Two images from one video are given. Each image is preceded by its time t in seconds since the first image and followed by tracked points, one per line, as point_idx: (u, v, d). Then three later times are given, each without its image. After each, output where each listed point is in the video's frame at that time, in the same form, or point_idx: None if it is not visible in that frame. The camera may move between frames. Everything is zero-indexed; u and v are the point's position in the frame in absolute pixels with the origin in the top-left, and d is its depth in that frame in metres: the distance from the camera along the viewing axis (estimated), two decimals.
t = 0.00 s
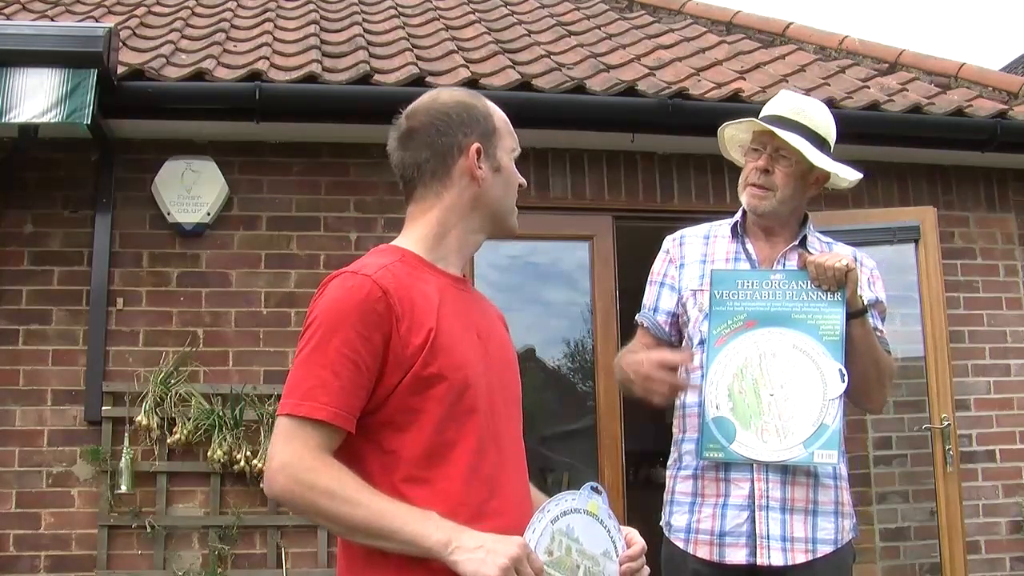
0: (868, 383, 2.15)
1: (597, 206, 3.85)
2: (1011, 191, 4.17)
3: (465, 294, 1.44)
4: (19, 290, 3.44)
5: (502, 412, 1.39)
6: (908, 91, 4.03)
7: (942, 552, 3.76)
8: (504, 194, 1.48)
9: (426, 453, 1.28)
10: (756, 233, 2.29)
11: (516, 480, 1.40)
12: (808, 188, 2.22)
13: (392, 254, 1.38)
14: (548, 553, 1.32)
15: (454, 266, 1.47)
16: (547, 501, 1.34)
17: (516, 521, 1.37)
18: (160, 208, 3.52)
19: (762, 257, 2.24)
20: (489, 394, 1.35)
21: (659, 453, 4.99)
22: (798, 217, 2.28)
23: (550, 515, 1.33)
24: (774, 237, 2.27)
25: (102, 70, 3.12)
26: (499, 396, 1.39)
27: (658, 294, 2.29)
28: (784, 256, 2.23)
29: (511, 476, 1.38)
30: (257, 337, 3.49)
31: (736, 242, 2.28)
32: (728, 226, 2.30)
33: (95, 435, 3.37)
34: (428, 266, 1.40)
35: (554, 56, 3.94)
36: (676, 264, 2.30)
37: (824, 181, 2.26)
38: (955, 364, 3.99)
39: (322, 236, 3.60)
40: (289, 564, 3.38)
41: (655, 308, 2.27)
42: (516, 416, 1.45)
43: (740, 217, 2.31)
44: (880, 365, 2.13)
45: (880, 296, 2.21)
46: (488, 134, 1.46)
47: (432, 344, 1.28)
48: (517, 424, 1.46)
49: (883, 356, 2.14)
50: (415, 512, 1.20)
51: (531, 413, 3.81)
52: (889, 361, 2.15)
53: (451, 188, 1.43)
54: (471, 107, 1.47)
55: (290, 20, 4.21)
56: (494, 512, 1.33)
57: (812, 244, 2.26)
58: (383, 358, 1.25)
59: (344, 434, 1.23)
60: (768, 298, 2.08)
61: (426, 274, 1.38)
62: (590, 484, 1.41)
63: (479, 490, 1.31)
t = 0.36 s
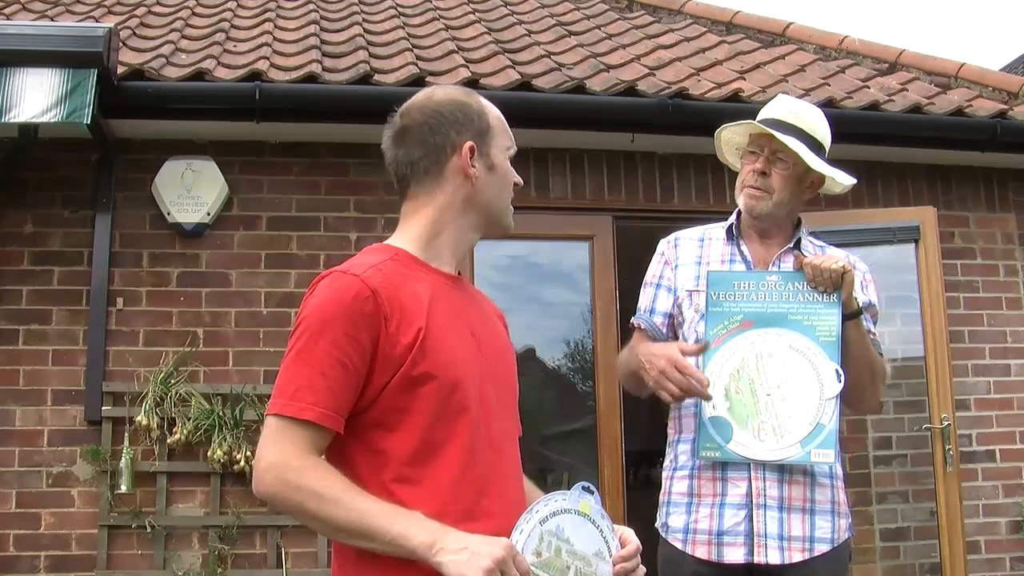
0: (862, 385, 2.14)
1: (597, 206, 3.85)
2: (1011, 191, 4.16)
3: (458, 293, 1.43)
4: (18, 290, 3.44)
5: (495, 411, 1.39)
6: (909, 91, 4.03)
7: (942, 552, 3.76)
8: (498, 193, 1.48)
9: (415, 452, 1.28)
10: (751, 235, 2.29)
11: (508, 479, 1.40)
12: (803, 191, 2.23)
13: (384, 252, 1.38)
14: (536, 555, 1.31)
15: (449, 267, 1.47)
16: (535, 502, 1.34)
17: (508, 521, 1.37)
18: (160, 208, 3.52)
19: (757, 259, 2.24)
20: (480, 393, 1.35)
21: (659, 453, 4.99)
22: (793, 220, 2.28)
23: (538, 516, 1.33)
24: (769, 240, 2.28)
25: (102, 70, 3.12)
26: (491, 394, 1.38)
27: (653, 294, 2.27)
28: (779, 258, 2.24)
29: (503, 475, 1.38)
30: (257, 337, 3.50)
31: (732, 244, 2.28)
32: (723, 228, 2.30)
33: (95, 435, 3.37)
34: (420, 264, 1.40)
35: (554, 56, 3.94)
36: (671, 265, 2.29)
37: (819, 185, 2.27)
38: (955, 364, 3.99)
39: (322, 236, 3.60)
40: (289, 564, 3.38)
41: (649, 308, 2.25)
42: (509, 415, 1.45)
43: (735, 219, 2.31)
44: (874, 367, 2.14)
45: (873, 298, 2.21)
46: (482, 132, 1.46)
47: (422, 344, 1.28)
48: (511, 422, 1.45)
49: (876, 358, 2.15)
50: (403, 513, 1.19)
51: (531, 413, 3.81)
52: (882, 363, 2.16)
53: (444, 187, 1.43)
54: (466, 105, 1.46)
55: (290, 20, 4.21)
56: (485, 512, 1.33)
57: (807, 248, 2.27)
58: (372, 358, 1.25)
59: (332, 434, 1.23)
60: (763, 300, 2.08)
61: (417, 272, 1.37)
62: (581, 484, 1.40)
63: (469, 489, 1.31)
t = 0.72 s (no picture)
0: (861, 385, 2.14)
1: (597, 206, 3.85)
2: (1010, 191, 4.17)
3: (457, 291, 1.44)
4: (18, 290, 3.44)
5: (493, 410, 1.39)
6: (908, 91, 4.03)
7: (942, 552, 3.76)
8: (495, 192, 1.47)
9: (414, 451, 1.28)
10: (748, 237, 2.29)
11: (507, 479, 1.40)
12: (799, 191, 2.23)
13: (383, 251, 1.38)
14: (535, 552, 1.30)
15: (447, 268, 1.47)
16: (533, 499, 1.33)
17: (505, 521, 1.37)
18: (160, 208, 3.52)
19: (755, 260, 2.24)
20: (479, 392, 1.35)
21: (659, 453, 4.99)
22: (789, 221, 2.29)
23: (537, 513, 1.32)
24: (765, 241, 2.28)
25: (102, 70, 3.12)
26: (490, 393, 1.39)
27: (652, 296, 2.27)
28: (776, 260, 2.24)
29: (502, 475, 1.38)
30: (257, 337, 3.50)
31: (729, 246, 2.28)
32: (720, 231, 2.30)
33: (95, 434, 3.37)
34: (419, 263, 1.40)
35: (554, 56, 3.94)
36: (669, 267, 2.29)
37: (814, 186, 2.28)
38: (955, 364, 3.99)
39: (322, 236, 3.60)
40: (289, 564, 3.38)
41: (648, 310, 2.25)
42: (507, 414, 1.45)
43: (731, 221, 2.30)
44: (872, 366, 2.14)
45: (870, 298, 2.21)
46: (480, 131, 1.46)
47: (420, 343, 1.28)
48: (509, 422, 1.45)
49: (874, 358, 2.15)
50: (401, 512, 1.19)
51: (531, 413, 3.81)
52: (880, 362, 2.16)
53: (442, 185, 1.43)
54: (464, 104, 1.46)
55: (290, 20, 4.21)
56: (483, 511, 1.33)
57: (803, 249, 2.27)
58: (370, 357, 1.25)
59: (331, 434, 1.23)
60: (762, 300, 2.08)
61: (417, 271, 1.37)
62: (578, 481, 1.40)
63: (468, 489, 1.31)
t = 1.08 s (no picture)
0: (862, 386, 2.15)
1: (597, 206, 3.85)
2: (1011, 191, 4.16)
3: (457, 291, 1.43)
4: (19, 290, 3.44)
5: (492, 410, 1.39)
6: (908, 91, 4.03)
7: (942, 552, 3.76)
8: (497, 191, 1.47)
9: (413, 452, 1.28)
10: (750, 238, 2.28)
11: (506, 479, 1.40)
12: (802, 191, 2.23)
13: (383, 250, 1.38)
14: (534, 553, 1.30)
15: (448, 268, 1.47)
16: (531, 500, 1.34)
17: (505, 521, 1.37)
18: (160, 208, 3.52)
19: (757, 260, 2.24)
20: (478, 392, 1.35)
21: (659, 453, 4.99)
22: (792, 221, 2.29)
23: (535, 514, 1.32)
24: (767, 241, 2.27)
25: (102, 70, 3.12)
26: (490, 393, 1.39)
27: (654, 295, 2.27)
28: (778, 259, 2.24)
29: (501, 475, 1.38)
30: (257, 337, 3.50)
31: (730, 246, 2.28)
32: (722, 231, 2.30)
33: (95, 434, 3.38)
34: (420, 263, 1.40)
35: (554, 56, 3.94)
36: (672, 267, 2.29)
37: (815, 186, 2.28)
38: (955, 364, 3.99)
39: (322, 236, 3.60)
40: (289, 564, 3.38)
41: (650, 309, 2.25)
42: (506, 414, 1.45)
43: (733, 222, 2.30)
44: (873, 366, 2.14)
45: (872, 299, 2.21)
46: (482, 130, 1.45)
47: (420, 343, 1.28)
48: (508, 422, 1.45)
49: (876, 358, 2.15)
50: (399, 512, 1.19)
51: (531, 413, 3.81)
52: (881, 362, 2.16)
53: (443, 184, 1.43)
54: (467, 103, 1.46)
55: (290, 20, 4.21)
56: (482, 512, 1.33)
57: (804, 249, 2.27)
58: (370, 357, 1.25)
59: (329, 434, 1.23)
60: (764, 300, 2.08)
61: (416, 271, 1.37)
62: (576, 481, 1.40)
63: (467, 489, 1.31)
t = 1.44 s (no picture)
0: (864, 386, 2.15)
1: (597, 206, 3.85)
2: (1011, 191, 4.16)
3: (457, 290, 1.43)
4: (19, 290, 3.44)
5: (493, 409, 1.39)
6: (908, 91, 4.03)
7: (942, 551, 3.76)
8: (499, 191, 1.47)
9: (414, 452, 1.28)
10: (753, 236, 2.29)
11: (506, 480, 1.40)
12: (804, 189, 2.24)
13: (383, 250, 1.38)
14: (533, 553, 1.31)
15: (448, 265, 1.47)
16: (529, 500, 1.34)
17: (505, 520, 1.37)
18: (160, 208, 3.52)
19: (759, 259, 2.24)
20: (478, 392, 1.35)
21: (659, 453, 4.99)
22: (795, 220, 2.29)
23: (533, 513, 1.33)
24: (770, 240, 2.27)
25: (102, 70, 3.12)
26: (490, 394, 1.39)
27: (656, 294, 2.27)
28: (780, 258, 2.24)
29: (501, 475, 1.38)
30: (257, 338, 3.50)
31: (733, 245, 2.28)
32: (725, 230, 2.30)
33: (95, 435, 3.38)
34: (420, 263, 1.40)
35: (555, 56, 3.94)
36: (674, 265, 2.29)
37: (819, 184, 2.28)
38: (955, 364, 3.99)
39: (322, 236, 3.60)
40: (289, 564, 3.38)
41: (653, 308, 2.25)
42: (506, 414, 1.45)
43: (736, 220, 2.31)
44: (875, 366, 2.15)
45: (875, 299, 2.21)
46: (484, 130, 1.45)
47: (419, 343, 1.28)
48: (509, 423, 1.45)
49: (878, 358, 2.16)
50: (397, 512, 1.19)
51: (531, 413, 3.81)
52: (883, 363, 2.16)
53: (444, 184, 1.43)
54: (468, 102, 1.46)
55: (290, 20, 4.21)
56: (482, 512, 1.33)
57: (807, 248, 2.27)
58: (369, 357, 1.25)
59: (327, 434, 1.23)
60: (766, 298, 2.08)
61: (416, 271, 1.37)
62: (576, 480, 1.39)
63: (467, 490, 1.31)
